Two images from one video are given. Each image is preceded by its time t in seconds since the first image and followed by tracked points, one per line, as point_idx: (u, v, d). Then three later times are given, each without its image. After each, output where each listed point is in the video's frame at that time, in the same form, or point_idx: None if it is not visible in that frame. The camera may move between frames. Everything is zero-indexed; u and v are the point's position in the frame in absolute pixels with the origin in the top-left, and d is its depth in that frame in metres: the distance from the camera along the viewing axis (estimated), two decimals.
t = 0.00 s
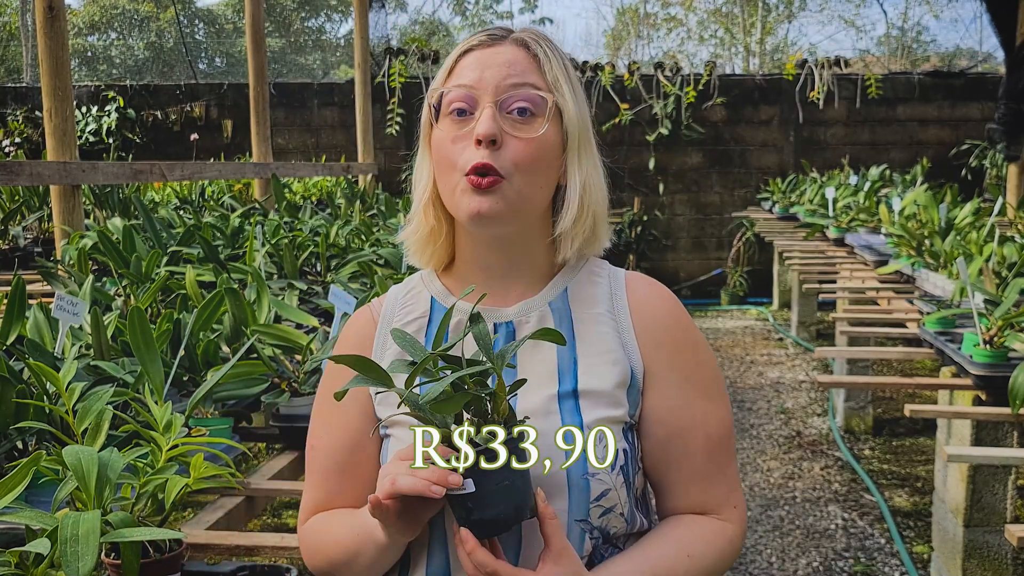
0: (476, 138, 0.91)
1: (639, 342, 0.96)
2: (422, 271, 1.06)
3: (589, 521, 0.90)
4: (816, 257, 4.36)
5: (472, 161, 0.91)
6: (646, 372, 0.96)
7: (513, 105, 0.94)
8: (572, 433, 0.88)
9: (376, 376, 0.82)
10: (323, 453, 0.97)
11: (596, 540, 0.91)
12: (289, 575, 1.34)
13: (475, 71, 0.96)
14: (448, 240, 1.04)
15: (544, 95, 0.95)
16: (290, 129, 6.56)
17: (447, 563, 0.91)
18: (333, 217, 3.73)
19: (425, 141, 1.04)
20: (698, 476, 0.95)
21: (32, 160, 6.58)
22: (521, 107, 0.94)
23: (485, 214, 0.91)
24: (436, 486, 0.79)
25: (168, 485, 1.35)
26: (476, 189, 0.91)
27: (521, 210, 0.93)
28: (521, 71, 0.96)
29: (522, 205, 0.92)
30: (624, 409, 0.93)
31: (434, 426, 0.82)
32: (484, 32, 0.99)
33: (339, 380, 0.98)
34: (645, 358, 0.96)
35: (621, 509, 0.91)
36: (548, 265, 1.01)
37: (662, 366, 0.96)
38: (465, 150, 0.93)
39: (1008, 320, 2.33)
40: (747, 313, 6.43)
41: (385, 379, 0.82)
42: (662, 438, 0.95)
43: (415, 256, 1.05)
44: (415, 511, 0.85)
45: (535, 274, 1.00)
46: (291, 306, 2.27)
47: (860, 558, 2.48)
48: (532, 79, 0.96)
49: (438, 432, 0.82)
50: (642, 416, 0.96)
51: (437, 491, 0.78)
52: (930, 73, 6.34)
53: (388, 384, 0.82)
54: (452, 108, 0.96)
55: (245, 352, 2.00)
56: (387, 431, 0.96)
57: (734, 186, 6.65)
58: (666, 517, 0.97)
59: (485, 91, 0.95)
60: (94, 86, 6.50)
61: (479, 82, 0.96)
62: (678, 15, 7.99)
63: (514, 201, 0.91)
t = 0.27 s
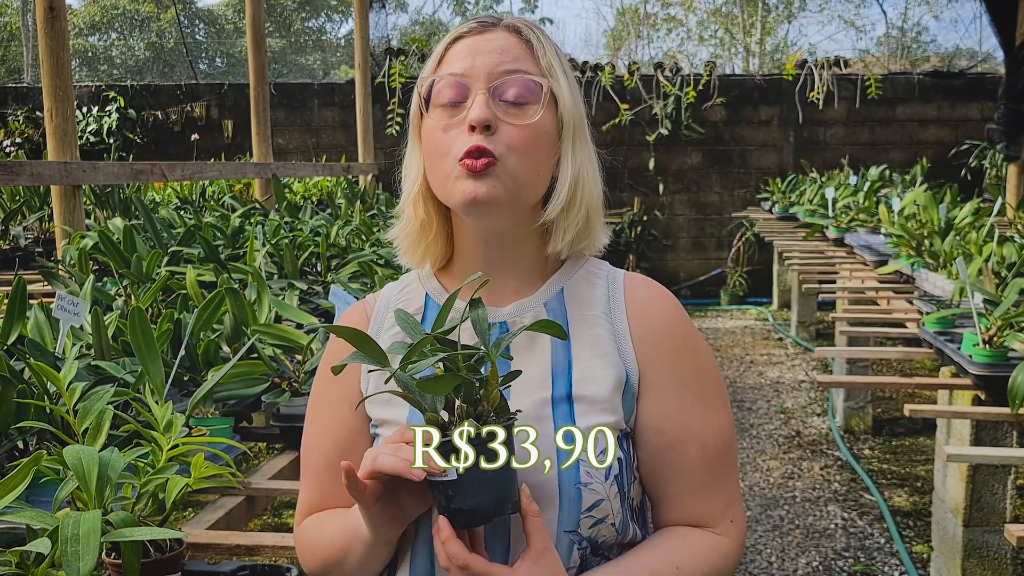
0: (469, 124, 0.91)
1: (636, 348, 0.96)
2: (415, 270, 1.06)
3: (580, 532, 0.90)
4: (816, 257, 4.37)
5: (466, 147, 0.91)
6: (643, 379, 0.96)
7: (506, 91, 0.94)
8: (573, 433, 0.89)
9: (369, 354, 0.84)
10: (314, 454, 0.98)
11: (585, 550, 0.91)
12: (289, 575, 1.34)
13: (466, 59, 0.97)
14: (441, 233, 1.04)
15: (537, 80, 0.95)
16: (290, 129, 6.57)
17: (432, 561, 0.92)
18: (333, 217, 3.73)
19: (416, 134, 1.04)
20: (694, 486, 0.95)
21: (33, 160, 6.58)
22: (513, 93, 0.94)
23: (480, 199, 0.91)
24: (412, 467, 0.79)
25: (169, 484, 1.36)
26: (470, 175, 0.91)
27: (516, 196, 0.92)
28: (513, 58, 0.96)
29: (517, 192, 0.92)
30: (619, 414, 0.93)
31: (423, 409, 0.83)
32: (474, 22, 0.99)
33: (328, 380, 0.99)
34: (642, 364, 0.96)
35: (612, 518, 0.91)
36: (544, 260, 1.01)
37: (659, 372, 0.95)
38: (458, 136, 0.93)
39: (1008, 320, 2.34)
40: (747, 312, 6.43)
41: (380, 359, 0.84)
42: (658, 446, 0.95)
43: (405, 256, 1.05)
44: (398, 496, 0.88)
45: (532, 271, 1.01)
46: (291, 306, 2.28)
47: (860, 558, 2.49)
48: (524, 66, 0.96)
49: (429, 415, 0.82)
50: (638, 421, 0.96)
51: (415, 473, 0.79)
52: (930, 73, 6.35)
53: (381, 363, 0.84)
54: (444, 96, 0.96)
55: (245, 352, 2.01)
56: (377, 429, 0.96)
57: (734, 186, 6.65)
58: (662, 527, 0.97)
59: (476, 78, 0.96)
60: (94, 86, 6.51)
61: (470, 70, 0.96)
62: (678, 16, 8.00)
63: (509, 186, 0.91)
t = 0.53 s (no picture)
0: (476, 124, 0.91)
1: (639, 349, 0.97)
2: (412, 272, 1.05)
3: (582, 532, 0.90)
4: (815, 257, 4.37)
5: (475, 147, 0.91)
6: (645, 380, 0.96)
7: (511, 91, 0.94)
8: (573, 433, 0.88)
9: (376, 338, 0.85)
10: (297, 455, 0.97)
11: (586, 552, 0.91)
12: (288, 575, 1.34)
13: (467, 58, 0.97)
14: (442, 236, 1.03)
15: (540, 78, 0.95)
16: (290, 129, 6.57)
17: (427, 557, 0.92)
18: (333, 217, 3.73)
19: (415, 136, 1.03)
20: (695, 490, 0.95)
21: (33, 160, 6.58)
22: (518, 92, 0.94)
23: (490, 200, 0.90)
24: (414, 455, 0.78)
25: (169, 484, 1.36)
26: (479, 176, 0.90)
27: (526, 195, 0.92)
28: (515, 55, 0.96)
29: (527, 190, 0.92)
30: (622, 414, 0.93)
31: (431, 396, 0.84)
32: (473, 20, 0.99)
33: (320, 380, 0.99)
34: (645, 365, 0.96)
35: (614, 519, 0.91)
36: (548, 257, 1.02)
37: (662, 374, 0.96)
38: (465, 138, 0.92)
39: (1008, 320, 2.34)
40: (747, 312, 6.43)
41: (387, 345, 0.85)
42: (660, 448, 0.95)
43: (406, 259, 1.04)
44: (397, 495, 0.88)
45: (535, 271, 1.01)
46: (291, 306, 2.28)
47: (860, 558, 2.49)
48: (527, 63, 0.96)
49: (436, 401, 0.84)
50: (641, 422, 0.96)
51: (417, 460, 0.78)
52: (930, 72, 6.35)
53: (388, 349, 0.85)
54: (447, 96, 0.96)
55: (245, 352, 2.01)
56: (368, 428, 0.96)
57: (734, 186, 6.65)
58: (661, 534, 0.97)
59: (479, 77, 0.95)
60: (94, 86, 6.52)
61: (473, 69, 0.96)
62: (678, 15, 8.00)
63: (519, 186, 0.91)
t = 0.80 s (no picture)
0: (481, 128, 0.91)
1: (644, 351, 0.97)
2: (415, 276, 1.05)
3: (588, 532, 0.90)
4: (816, 257, 4.37)
5: (482, 150, 0.90)
6: (650, 382, 0.96)
7: (513, 92, 0.94)
8: (573, 433, 0.88)
9: (391, 332, 0.85)
10: (296, 455, 0.97)
11: (590, 553, 0.91)
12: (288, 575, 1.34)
13: (466, 63, 0.96)
14: (446, 243, 1.03)
15: (540, 79, 0.95)
16: (290, 129, 6.56)
17: (429, 559, 0.92)
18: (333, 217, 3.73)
19: (415, 143, 1.03)
20: (696, 493, 0.95)
21: (33, 160, 6.58)
22: (520, 94, 0.94)
23: (499, 207, 0.90)
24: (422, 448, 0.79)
25: (169, 484, 1.36)
26: (488, 182, 0.90)
27: (535, 196, 0.92)
28: (514, 56, 0.96)
29: (535, 192, 0.92)
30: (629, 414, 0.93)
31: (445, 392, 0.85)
32: (468, 24, 0.99)
33: (320, 380, 0.99)
34: (650, 367, 0.97)
35: (619, 519, 0.91)
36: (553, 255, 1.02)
37: (666, 376, 0.96)
38: (470, 143, 0.92)
39: (1008, 320, 2.34)
40: (747, 312, 6.43)
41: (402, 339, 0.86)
42: (663, 450, 0.95)
43: (409, 267, 1.04)
44: (405, 492, 0.88)
45: (540, 272, 1.02)
46: (291, 306, 2.28)
47: (860, 558, 2.49)
48: (525, 65, 0.96)
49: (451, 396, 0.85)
50: (644, 424, 0.96)
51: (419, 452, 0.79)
52: (930, 72, 6.35)
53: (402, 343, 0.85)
54: (448, 102, 0.95)
55: (245, 352, 2.01)
56: (370, 425, 0.96)
57: (734, 186, 6.65)
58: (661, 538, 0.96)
59: (480, 80, 0.95)
60: (94, 86, 6.52)
61: (473, 74, 0.96)
62: (678, 15, 8.00)
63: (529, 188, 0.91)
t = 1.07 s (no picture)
0: (490, 137, 0.91)
1: (648, 350, 0.97)
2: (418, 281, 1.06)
3: (600, 527, 0.90)
4: (816, 257, 4.37)
5: (491, 159, 0.91)
6: (654, 381, 0.97)
7: (521, 101, 0.94)
8: (573, 433, 0.86)
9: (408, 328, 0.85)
10: (308, 458, 0.98)
11: (604, 548, 0.91)
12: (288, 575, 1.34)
13: (474, 72, 0.96)
14: (450, 248, 1.04)
15: (548, 88, 0.95)
16: (290, 129, 6.56)
17: (445, 556, 0.92)
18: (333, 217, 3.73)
19: (421, 149, 1.03)
20: (699, 490, 0.95)
21: (33, 160, 6.58)
22: (528, 103, 0.94)
23: (508, 214, 0.90)
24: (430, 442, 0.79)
25: (169, 484, 1.36)
26: (496, 189, 0.90)
27: (543, 205, 0.92)
28: (521, 65, 0.97)
29: (544, 202, 0.92)
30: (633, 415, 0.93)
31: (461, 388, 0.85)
32: (475, 32, 0.99)
33: (329, 382, 1.00)
34: (653, 366, 0.97)
35: (629, 514, 0.91)
36: (556, 260, 1.02)
37: (668, 375, 0.96)
38: (478, 150, 0.92)
39: (1008, 320, 2.34)
40: (747, 312, 6.43)
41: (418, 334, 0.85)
42: (667, 448, 0.95)
43: (411, 271, 1.04)
44: (429, 489, 0.86)
45: (544, 275, 1.02)
46: (291, 306, 2.28)
47: (860, 558, 2.49)
48: (533, 74, 0.96)
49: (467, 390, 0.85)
50: (647, 423, 0.96)
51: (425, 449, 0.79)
52: (930, 72, 6.35)
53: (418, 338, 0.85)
54: (456, 110, 0.95)
55: (245, 352, 2.01)
56: (383, 427, 0.97)
57: (734, 186, 6.65)
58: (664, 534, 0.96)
59: (488, 89, 0.95)
60: (94, 86, 6.52)
61: (481, 82, 0.96)
62: (678, 15, 8.00)
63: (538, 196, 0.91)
